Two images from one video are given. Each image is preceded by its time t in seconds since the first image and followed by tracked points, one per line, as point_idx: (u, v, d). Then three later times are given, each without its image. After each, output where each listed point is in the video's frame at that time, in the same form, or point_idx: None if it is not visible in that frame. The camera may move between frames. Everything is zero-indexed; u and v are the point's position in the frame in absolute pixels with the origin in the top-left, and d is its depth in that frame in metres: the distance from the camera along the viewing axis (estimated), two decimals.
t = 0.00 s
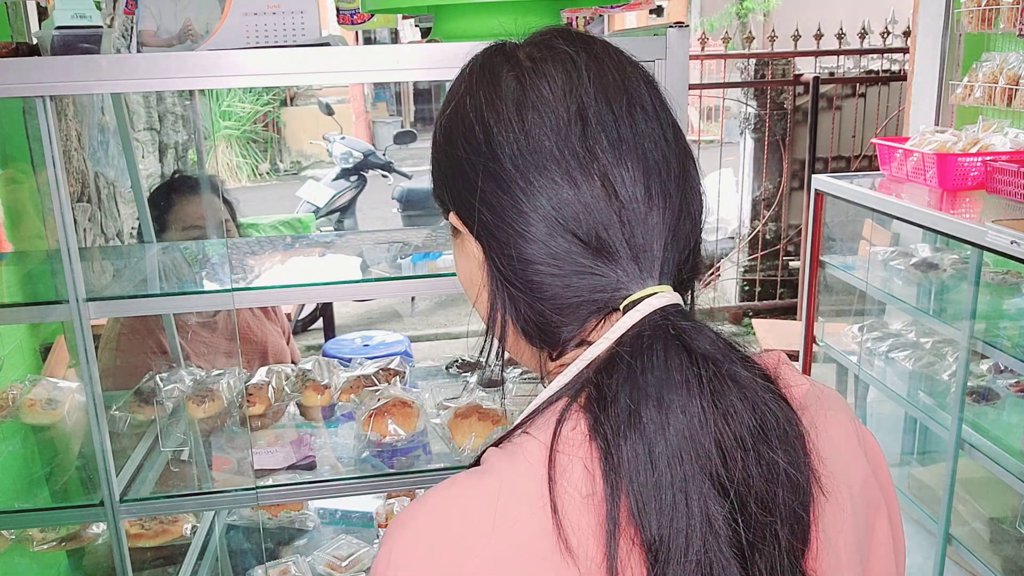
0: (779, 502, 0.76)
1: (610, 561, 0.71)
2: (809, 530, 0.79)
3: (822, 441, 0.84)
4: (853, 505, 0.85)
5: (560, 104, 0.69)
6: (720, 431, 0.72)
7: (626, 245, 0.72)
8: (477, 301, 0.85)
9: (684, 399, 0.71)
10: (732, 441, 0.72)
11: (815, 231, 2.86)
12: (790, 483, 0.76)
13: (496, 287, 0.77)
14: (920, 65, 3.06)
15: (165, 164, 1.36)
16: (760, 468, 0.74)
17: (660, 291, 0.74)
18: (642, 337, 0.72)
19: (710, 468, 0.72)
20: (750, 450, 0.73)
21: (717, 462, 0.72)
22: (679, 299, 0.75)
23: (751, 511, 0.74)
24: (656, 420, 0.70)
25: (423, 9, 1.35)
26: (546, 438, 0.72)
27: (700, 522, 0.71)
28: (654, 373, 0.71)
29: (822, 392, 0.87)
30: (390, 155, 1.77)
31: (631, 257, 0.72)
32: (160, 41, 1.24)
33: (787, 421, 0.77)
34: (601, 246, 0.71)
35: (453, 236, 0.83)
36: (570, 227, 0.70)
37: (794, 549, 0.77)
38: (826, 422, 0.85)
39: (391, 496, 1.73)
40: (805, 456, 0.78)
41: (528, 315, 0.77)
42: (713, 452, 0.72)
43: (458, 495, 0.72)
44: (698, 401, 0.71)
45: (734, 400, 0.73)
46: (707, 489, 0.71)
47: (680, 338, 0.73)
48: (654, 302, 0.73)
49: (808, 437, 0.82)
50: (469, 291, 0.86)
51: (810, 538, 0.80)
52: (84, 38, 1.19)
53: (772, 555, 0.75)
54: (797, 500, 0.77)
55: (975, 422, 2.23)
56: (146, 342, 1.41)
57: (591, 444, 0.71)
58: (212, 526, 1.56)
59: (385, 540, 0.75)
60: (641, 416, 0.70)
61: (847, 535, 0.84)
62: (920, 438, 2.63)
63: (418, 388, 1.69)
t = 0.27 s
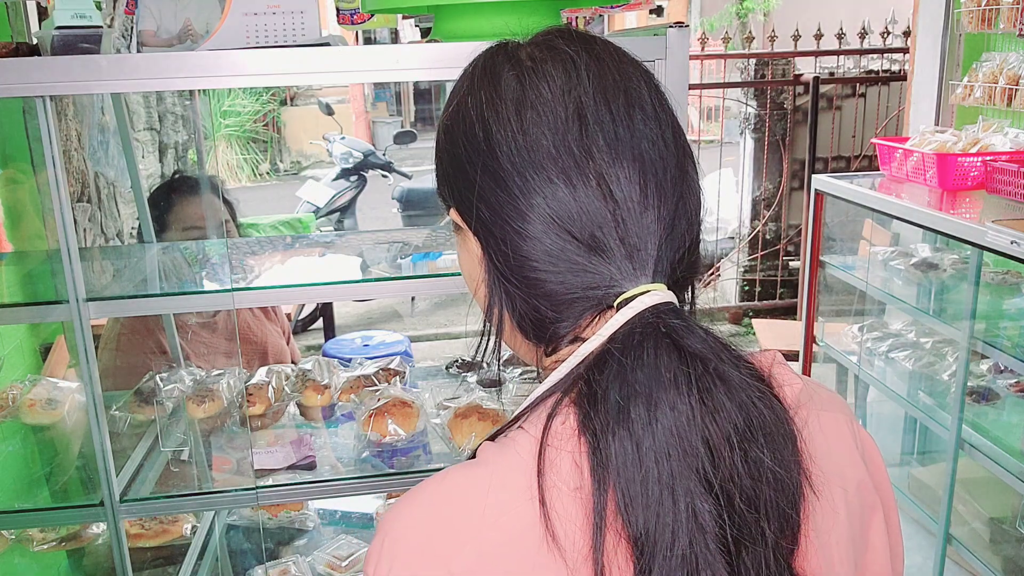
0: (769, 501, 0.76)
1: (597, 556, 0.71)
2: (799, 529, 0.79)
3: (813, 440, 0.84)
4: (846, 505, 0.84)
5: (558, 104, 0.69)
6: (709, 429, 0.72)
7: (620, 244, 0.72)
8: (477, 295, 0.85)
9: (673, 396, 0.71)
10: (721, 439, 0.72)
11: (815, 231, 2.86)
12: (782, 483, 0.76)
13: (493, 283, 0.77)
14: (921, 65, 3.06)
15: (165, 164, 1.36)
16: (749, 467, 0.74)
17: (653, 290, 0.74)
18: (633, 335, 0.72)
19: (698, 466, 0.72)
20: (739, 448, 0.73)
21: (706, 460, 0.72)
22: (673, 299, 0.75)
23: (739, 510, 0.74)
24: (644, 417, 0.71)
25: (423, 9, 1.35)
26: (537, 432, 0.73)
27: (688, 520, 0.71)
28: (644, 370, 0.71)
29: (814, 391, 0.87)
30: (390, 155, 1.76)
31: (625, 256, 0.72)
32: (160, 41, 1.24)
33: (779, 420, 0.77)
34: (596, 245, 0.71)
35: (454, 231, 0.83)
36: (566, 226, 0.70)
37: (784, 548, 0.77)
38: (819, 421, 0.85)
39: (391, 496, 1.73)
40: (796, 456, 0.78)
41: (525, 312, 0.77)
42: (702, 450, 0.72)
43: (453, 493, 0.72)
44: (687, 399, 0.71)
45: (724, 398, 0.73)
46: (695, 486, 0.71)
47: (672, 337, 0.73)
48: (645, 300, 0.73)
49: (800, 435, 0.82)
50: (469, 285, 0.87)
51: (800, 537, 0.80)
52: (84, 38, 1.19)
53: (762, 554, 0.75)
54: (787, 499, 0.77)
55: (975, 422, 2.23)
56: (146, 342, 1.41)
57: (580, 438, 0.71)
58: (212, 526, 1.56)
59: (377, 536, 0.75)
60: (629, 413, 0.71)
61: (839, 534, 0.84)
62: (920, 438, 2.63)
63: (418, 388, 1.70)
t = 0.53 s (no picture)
0: (769, 497, 0.76)
1: (598, 551, 0.71)
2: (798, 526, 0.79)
3: (812, 435, 0.84)
4: (844, 501, 0.85)
5: (558, 102, 0.69)
6: (709, 425, 0.72)
7: (620, 242, 0.72)
8: (476, 292, 0.85)
9: (673, 392, 0.71)
10: (721, 435, 0.72)
11: (815, 231, 2.86)
12: (780, 480, 0.76)
13: (492, 280, 0.77)
14: (920, 65, 3.06)
15: (165, 164, 1.36)
16: (749, 462, 0.74)
17: (653, 288, 0.74)
18: (634, 331, 0.72)
19: (698, 462, 0.72)
20: (739, 445, 0.73)
21: (705, 456, 0.72)
22: (673, 296, 0.75)
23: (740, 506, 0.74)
24: (645, 413, 0.71)
25: (423, 9, 1.35)
26: (538, 427, 0.73)
27: (687, 515, 0.71)
28: (645, 367, 0.71)
29: (812, 387, 0.87)
30: (389, 155, 1.76)
31: (624, 253, 0.72)
32: (160, 41, 1.24)
33: (778, 417, 0.77)
34: (596, 243, 0.71)
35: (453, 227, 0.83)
36: (565, 224, 0.70)
37: (784, 544, 0.77)
38: (817, 416, 0.85)
39: (391, 496, 1.73)
40: (796, 452, 0.78)
41: (524, 309, 0.77)
42: (701, 446, 0.72)
43: (454, 491, 0.72)
44: (687, 395, 0.71)
45: (723, 394, 0.73)
46: (695, 481, 0.71)
47: (672, 333, 0.73)
48: (645, 298, 0.73)
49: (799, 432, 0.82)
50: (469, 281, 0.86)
51: (799, 533, 0.80)
52: (83, 38, 1.19)
53: (761, 551, 0.75)
54: (786, 496, 0.77)
55: (975, 422, 2.23)
56: (146, 342, 1.41)
57: (581, 433, 0.71)
58: (213, 526, 1.56)
59: (377, 532, 0.76)
60: (630, 409, 0.71)
61: (837, 530, 0.84)
62: (920, 438, 2.63)
63: (418, 388, 1.69)
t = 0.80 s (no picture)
0: (770, 499, 0.76)
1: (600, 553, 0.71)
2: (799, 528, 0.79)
3: (813, 438, 0.84)
4: (845, 503, 0.85)
5: (560, 102, 0.69)
6: (710, 428, 0.72)
7: (621, 243, 0.72)
8: (478, 292, 0.85)
9: (674, 394, 0.71)
10: (721, 438, 0.72)
11: (815, 231, 2.86)
12: (781, 482, 0.76)
13: (494, 280, 0.77)
14: (920, 65, 3.06)
15: (165, 164, 1.36)
16: (750, 465, 0.74)
17: (653, 290, 0.74)
18: (634, 333, 0.72)
19: (699, 464, 0.72)
20: (740, 447, 0.73)
21: (706, 458, 0.72)
22: (673, 298, 0.75)
23: (740, 508, 0.74)
24: (645, 415, 0.71)
25: (423, 9, 1.35)
26: (539, 429, 0.73)
27: (687, 517, 0.71)
28: (645, 369, 0.71)
29: (813, 389, 0.87)
30: (389, 156, 1.78)
31: (625, 255, 0.73)
32: (160, 41, 1.24)
33: (780, 419, 0.77)
34: (597, 244, 0.71)
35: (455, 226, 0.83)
36: (566, 224, 0.70)
37: (784, 547, 0.77)
38: (818, 418, 0.85)
39: (391, 496, 1.73)
40: (796, 455, 0.78)
41: (525, 309, 0.77)
42: (702, 448, 0.72)
43: (457, 492, 0.72)
44: (687, 398, 0.71)
45: (724, 396, 0.73)
46: (696, 484, 0.72)
47: (672, 336, 0.73)
48: (646, 300, 0.73)
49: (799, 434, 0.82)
50: (471, 281, 0.87)
51: (800, 535, 0.80)
52: (83, 38, 1.19)
53: (761, 553, 0.75)
54: (788, 497, 0.77)
55: (975, 422, 2.23)
56: (146, 342, 1.41)
57: (582, 435, 0.71)
58: (212, 526, 1.56)
59: (380, 530, 0.75)
60: (631, 411, 0.71)
61: (838, 532, 0.84)
62: (920, 438, 2.63)
63: (418, 388, 1.70)
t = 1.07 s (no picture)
0: (771, 500, 0.76)
1: (604, 556, 0.71)
2: (799, 529, 0.79)
3: (813, 439, 0.84)
4: (846, 502, 0.85)
5: (560, 102, 0.69)
6: (710, 430, 0.72)
7: (620, 245, 0.72)
8: (478, 292, 0.85)
9: (674, 396, 0.71)
10: (722, 439, 0.72)
11: (815, 231, 2.86)
12: (781, 483, 0.76)
13: (493, 281, 0.77)
14: (920, 65, 3.06)
15: (165, 164, 1.36)
16: (751, 466, 0.74)
17: (653, 291, 0.74)
18: (634, 335, 0.72)
19: (699, 466, 0.72)
20: (740, 448, 0.73)
21: (707, 460, 0.72)
22: (673, 300, 0.75)
23: (741, 509, 0.74)
24: (645, 418, 0.71)
25: (423, 9, 1.35)
26: (540, 430, 0.73)
27: (688, 519, 0.71)
28: (645, 371, 0.71)
29: (812, 389, 0.87)
30: (389, 155, 1.79)
31: (625, 256, 0.72)
32: (160, 41, 1.24)
33: (778, 420, 0.77)
34: (597, 246, 0.71)
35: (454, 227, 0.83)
36: (566, 225, 0.70)
37: (785, 548, 0.77)
38: (818, 418, 0.85)
39: (391, 496, 1.74)
40: (797, 456, 0.78)
41: (525, 309, 0.77)
42: (702, 450, 0.72)
43: (461, 495, 0.72)
44: (687, 399, 0.71)
45: (723, 398, 0.73)
46: (697, 486, 0.71)
47: (672, 337, 0.73)
48: (646, 301, 0.73)
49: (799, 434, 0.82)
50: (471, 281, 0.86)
51: (801, 536, 0.80)
52: (84, 38, 1.19)
53: (762, 554, 0.75)
54: (788, 498, 0.77)
55: (975, 422, 2.23)
56: (145, 342, 1.41)
57: (584, 437, 0.71)
58: (213, 526, 1.56)
59: (382, 528, 0.75)
60: (631, 413, 0.70)
61: (838, 532, 0.84)
62: (920, 438, 2.63)
63: (418, 388, 1.70)
